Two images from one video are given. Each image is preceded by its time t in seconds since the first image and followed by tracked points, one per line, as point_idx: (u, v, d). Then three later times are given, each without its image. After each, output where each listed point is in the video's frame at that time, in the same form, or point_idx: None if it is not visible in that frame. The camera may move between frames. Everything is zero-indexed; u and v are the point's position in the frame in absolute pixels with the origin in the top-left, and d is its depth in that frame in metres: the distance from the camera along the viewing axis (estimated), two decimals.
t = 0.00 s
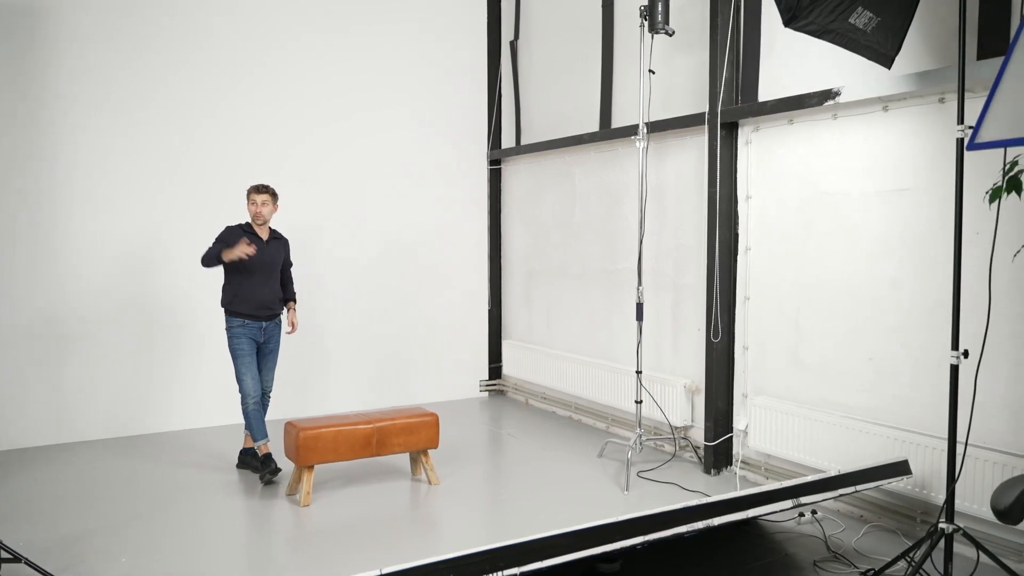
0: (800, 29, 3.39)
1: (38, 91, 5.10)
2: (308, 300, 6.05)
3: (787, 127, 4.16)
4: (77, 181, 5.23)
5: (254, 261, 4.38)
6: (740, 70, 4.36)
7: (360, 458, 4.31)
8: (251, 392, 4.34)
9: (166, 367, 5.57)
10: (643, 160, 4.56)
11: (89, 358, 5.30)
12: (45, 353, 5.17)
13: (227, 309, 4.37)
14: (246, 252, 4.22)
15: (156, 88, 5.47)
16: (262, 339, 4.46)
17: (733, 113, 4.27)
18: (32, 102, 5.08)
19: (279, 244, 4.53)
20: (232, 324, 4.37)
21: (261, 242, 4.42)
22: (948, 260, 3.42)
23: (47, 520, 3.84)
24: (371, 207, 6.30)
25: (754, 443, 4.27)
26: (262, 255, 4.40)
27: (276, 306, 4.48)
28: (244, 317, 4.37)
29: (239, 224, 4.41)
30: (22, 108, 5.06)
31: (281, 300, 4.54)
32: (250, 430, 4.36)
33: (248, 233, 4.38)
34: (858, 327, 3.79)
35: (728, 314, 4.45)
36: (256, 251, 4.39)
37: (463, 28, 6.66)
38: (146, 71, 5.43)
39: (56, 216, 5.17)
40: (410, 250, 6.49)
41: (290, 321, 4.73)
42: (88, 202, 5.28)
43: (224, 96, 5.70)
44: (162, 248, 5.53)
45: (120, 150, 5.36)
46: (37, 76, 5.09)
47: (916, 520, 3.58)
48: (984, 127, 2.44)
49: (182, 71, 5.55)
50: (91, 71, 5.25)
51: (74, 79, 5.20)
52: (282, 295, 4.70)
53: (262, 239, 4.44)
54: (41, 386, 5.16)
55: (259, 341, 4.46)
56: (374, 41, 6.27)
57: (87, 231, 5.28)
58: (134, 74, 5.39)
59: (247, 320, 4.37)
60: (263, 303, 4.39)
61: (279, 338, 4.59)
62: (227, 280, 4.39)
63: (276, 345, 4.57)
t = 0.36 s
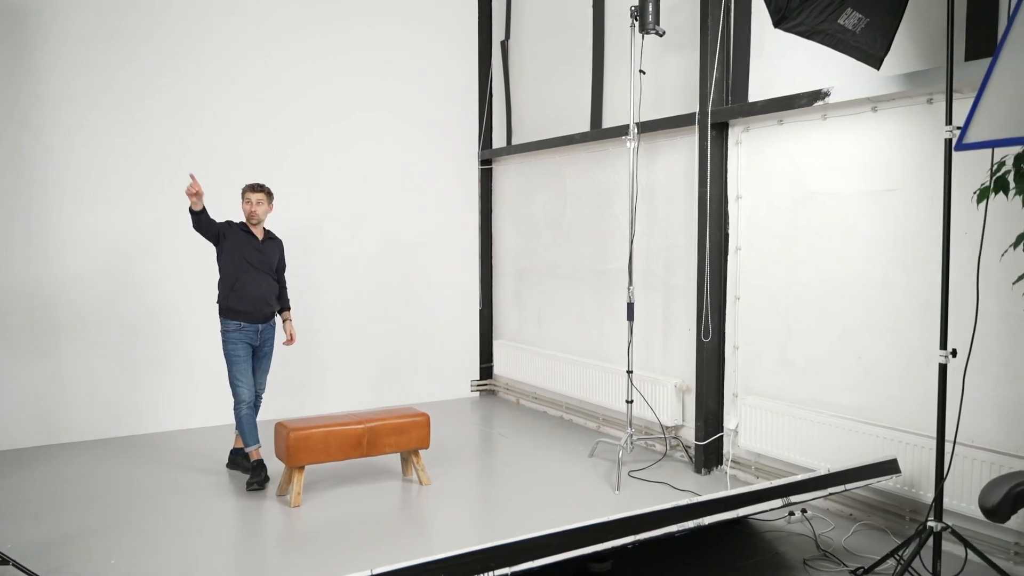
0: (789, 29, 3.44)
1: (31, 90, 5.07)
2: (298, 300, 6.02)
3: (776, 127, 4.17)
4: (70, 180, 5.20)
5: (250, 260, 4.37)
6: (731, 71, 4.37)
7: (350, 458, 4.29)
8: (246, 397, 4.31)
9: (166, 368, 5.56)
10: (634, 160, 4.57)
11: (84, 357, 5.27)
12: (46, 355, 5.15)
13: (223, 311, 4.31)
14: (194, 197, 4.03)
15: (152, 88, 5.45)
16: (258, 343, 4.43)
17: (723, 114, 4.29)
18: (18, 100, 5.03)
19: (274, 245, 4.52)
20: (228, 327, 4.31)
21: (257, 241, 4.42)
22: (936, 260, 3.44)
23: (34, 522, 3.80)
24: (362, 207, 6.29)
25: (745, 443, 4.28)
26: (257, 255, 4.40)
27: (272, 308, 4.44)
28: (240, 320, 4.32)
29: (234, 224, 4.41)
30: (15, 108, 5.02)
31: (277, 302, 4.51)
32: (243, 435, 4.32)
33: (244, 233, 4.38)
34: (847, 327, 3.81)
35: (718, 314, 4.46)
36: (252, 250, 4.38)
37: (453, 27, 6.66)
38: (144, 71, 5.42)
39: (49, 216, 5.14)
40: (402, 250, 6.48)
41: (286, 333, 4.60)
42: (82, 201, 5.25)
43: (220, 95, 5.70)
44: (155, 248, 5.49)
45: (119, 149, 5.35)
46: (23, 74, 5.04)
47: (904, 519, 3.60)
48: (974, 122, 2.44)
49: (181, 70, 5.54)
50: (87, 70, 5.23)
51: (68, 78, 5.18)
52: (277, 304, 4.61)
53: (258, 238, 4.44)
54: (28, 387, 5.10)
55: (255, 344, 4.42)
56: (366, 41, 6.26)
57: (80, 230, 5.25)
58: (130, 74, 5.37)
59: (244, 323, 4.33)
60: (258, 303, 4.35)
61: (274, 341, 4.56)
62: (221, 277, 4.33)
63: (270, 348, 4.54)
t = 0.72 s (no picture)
0: (780, 30, 3.43)
1: (27, 91, 5.06)
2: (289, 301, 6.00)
3: (767, 127, 4.19)
4: (63, 181, 5.19)
5: (244, 258, 4.34)
6: (721, 72, 4.38)
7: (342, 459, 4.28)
8: (238, 400, 4.25)
9: (162, 370, 5.54)
10: (625, 160, 4.57)
11: (81, 360, 5.27)
12: (42, 356, 5.14)
13: (220, 312, 4.26)
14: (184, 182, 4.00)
15: (150, 89, 5.45)
16: (254, 345, 4.37)
17: (714, 114, 4.30)
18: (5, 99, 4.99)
19: (266, 244, 4.48)
20: (224, 330, 4.26)
21: (250, 240, 4.38)
22: (924, 260, 3.46)
23: (21, 524, 3.77)
24: (354, 207, 6.27)
25: (735, 442, 4.30)
26: (251, 253, 4.37)
27: (268, 307, 4.40)
28: (236, 321, 4.27)
29: (226, 224, 4.37)
30: (9, 108, 5.01)
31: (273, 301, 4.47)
32: (234, 437, 4.26)
33: (236, 233, 4.34)
34: (837, 327, 3.83)
35: (709, 314, 4.47)
36: (245, 249, 4.35)
37: (444, 27, 6.65)
38: (139, 72, 5.41)
39: (41, 217, 5.13)
40: (394, 250, 6.47)
41: (281, 338, 4.59)
42: (74, 202, 5.23)
43: (209, 97, 5.66)
44: (146, 248, 5.47)
45: (115, 151, 5.34)
46: (10, 73, 5.00)
47: (894, 517, 3.62)
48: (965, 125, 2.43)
49: (174, 71, 5.53)
50: (80, 71, 5.22)
51: (60, 78, 5.16)
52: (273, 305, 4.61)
53: (250, 237, 4.40)
54: (15, 389, 5.06)
55: (251, 347, 4.36)
56: (357, 41, 6.24)
57: (72, 231, 5.23)
58: (123, 75, 5.36)
59: (240, 326, 4.28)
60: (254, 302, 4.31)
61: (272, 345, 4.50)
62: (215, 277, 4.30)
63: (268, 352, 4.48)
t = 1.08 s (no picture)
0: (771, 31, 3.40)
1: (22, 90, 5.04)
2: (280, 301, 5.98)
3: (758, 127, 4.20)
4: (57, 180, 5.16)
5: (237, 259, 4.30)
6: (712, 72, 4.39)
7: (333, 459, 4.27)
8: (231, 403, 4.24)
9: (156, 371, 5.52)
10: (616, 160, 4.58)
11: (75, 361, 5.24)
12: (37, 358, 5.12)
13: (213, 314, 4.24)
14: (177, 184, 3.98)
15: (151, 89, 5.46)
16: (251, 348, 4.35)
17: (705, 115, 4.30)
18: None
19: (260, 243, 4.44)
20: (218, 333, 4.24)
21: (242, 241, 4.34)
22: (914, 260, 3.48)
23: (9, 526, 3.74)
24: (346, 207, 6.25)
25: (726, 442, 4.31)
26: (244, 253, 4.33)
27: (263, 308, 4.36)
28: (230, 324, 4.25)
29: (219, 225, 4.34)
30: (2, 107, 4.98)
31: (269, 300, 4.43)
32: (226, 439, 4.24)
33: (228, 234, 4.31)
34: (828, 327, 3.84)
35: (700, 313, 4.49)
36: (238, 249, 4.31)
37: (436, 27, 6.63)
38: (132, 71, 5.39)
39: (34, 216, 5.10)
40: (386, 250, 6.46)
41: (281, 334, 4.56)
42: (67, 202, 5.20)
43: (210, 97, 5.67)
44: (138, 248, 5.44)
45: (106, 150, 5.32)
46: None
47: (885, 516, 3.63)
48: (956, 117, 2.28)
49: (174, 71, 5.53)
50: (70, 70, 5.18)
51: (50, 77, 5.13)
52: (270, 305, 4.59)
53: (244, 238, 4.37)
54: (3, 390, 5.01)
55: (249, 350, 4.34)
56: (350, 40, 6.23)
57: (65, 231, 5.20)
58: (126, 76, 5.37)
59: (235, 327, 4.26)
60: (248, 303, 4.28)
61: (274, 347, 4.47)
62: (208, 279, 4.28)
63: (271, 355, 4.44)
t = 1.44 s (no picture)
0: (763, 32, 3.44)
1: (17, 89, 5.03)
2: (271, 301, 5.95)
3: (749, 127, 4.21)
4: (50, 179, 5.15)
5: (238, 258, 4.28)
6: (704, 73, 4.40)
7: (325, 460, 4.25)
8: (228, 404, 4.21)
9: (151, 371, 5.52)
10: (608, 160, 4.58)
11: (69, 361, 5.23)
12: (32, 357, 5.11)
13: (214, 314, 4.23)
14: (177, 182, 3.96)
15: (146, 88, 5.45)
16: (250, 348, 4.31)
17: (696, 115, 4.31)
18: None
19: (263, 242, 4.41)
20: (218, 332, 4.22)
21: (243, 240, 4.31)
22: (904, 260, 3.49)
23: None
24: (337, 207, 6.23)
25: (718, 441, 4.32)
26: (245, 252, 4.30)
27: (264, 307, 4.33)
28: (230, 323, 4.23)
29: (220, 225, 4.32)
30: None
31: (272, 299, 4.40)
32: (221, 439, 4.21)
33: (230, 233, 4.28)
34: (819, 327, 3.85)
35: (692, 313, 4.49)
36: (238, 248, 4.28)
37: (428, 26, 6.62)
38: (122, 70, 5.36)
39: (26, 215, 5.08)
40: (379, 250, 6.45)
41: (285, 337, 4.50)
42: (59, 201, 5.19)
43: (206, 97, 5.67)
44: (129, 247, 5.42)
45: (96, 149, 5.29)
46: None
47: (875, 515, 3.65)
48: (946, 115, 2.24)
49: (171, 71, 5.53)
50: (59, 69, 5.16)
51: (39, 76, 5.10)
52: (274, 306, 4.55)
53: (245, 237, 4.34)
54: None
55: (250, 349, 4.32)
56: (342, 40, 6.22)
57: (57, 230, 5.18)
58: (121, 75, 5.36)
59: (234, 326, 4.23)
60: (249, 302, 4.26)
61: (276, 347, 4.42)
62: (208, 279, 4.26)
63: (272, 355, 4.40)
